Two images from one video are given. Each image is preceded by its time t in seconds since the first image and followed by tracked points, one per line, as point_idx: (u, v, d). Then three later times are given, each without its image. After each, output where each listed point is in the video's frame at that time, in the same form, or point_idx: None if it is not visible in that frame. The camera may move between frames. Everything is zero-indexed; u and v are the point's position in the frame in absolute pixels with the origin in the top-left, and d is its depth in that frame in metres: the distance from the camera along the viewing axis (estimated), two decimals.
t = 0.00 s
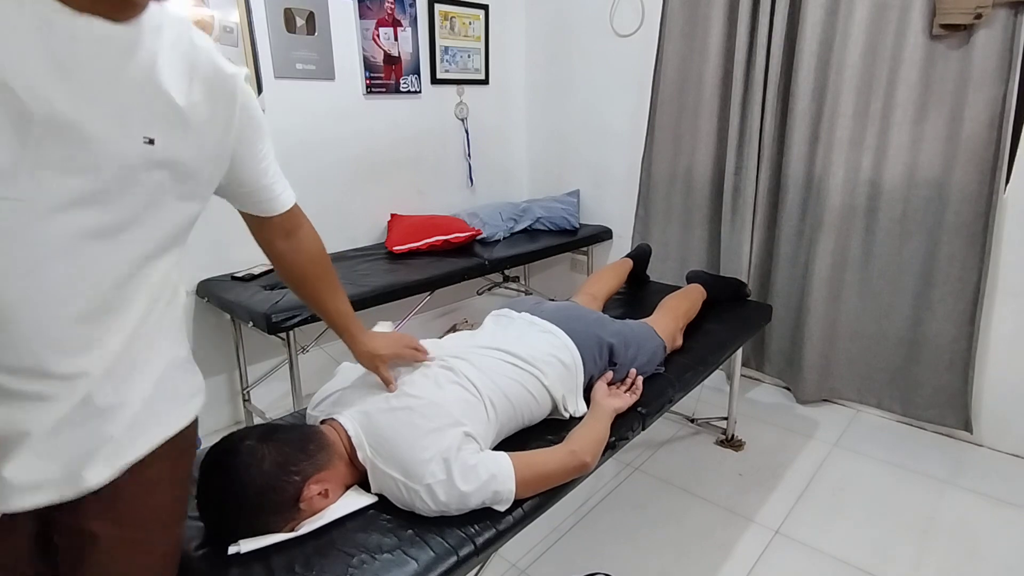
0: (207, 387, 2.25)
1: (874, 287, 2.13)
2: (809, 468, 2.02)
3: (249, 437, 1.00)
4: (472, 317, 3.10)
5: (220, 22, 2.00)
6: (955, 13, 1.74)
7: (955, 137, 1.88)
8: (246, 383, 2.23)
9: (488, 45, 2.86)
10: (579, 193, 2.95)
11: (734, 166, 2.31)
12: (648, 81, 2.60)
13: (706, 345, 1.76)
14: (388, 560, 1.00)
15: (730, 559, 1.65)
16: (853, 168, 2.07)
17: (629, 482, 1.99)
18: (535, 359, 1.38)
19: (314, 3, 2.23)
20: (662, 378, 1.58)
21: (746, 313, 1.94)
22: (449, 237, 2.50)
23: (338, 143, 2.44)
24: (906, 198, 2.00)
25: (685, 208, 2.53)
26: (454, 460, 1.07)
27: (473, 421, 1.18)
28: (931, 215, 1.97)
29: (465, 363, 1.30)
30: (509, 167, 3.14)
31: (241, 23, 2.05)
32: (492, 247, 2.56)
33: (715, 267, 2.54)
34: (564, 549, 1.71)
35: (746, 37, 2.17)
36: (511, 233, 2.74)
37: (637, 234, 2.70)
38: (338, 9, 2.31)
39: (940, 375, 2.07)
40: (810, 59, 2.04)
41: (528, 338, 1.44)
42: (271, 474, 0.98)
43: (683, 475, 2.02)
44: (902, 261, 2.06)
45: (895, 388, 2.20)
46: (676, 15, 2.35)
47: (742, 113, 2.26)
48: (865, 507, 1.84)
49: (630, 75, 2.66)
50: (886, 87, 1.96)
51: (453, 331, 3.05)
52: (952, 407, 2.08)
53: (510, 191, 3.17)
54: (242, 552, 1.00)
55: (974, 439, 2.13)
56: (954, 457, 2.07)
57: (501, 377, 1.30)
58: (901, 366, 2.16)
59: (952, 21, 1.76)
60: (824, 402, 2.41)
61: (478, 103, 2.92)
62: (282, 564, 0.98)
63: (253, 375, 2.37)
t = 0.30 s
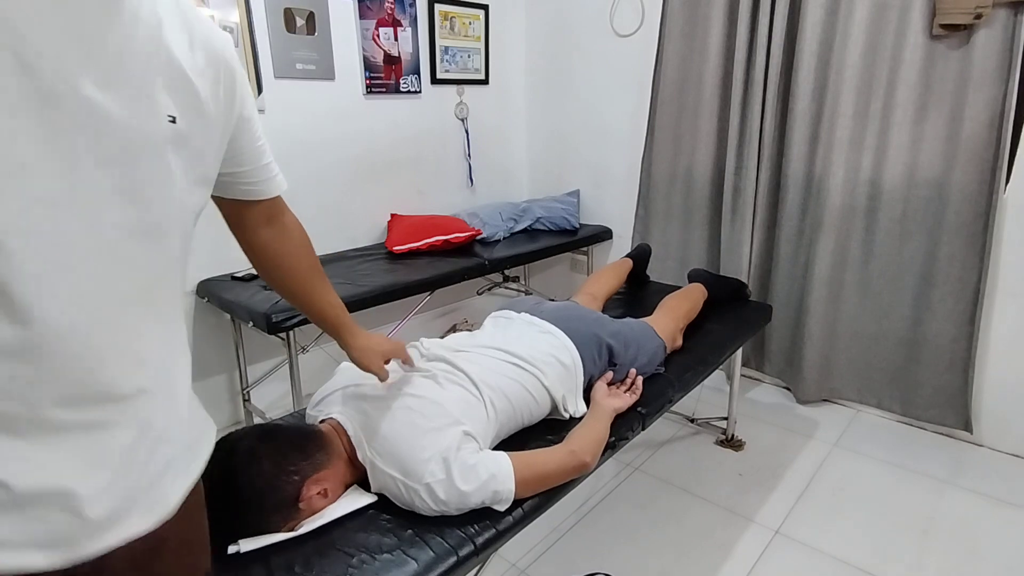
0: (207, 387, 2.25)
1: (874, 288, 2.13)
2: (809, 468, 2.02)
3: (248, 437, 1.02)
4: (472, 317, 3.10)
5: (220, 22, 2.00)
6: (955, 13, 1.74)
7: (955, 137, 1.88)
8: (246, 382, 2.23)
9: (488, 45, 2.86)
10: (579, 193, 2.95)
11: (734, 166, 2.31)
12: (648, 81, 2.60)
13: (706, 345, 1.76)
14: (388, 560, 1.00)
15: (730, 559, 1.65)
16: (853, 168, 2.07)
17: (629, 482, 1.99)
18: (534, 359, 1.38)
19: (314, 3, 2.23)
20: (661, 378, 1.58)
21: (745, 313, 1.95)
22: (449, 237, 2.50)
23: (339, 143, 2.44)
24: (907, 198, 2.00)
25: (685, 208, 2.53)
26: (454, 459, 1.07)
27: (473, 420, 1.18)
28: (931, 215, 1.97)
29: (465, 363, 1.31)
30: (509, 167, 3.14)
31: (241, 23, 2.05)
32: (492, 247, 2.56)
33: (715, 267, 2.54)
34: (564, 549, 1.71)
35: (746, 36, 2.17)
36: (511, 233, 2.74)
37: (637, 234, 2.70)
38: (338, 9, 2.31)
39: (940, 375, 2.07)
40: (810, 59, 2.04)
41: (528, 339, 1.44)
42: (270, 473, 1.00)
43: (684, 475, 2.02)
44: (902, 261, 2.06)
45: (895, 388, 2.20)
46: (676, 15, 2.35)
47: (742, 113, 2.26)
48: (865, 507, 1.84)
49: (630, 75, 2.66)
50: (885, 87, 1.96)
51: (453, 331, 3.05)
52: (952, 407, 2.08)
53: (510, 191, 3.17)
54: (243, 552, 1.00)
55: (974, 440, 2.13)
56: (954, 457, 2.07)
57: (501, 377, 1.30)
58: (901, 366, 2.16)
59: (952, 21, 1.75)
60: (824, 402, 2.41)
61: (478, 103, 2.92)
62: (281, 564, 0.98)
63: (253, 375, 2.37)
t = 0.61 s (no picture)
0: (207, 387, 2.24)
1: (875, 288, 2.13)
2: (809, 468, 2.02)
3: (247, 438, 1.03)
4: (472, 317, 3.10)
5: (220, 22, 2.00)
6: (955, 13, 1.74)
7: (955, 137, 1.88)
8: (246, 382, 2.22)
9: (488, 44, 2.86)
10: (579, 193, 2.95)
11: (734, 166, 2.31)
12: (648, 81, 2.60)
13: (706, 345, 1.76)
14: (388, 560, 0.99)
15: (729, 559, 1.65)
16: (853, 169, 2.07)
17: (629, 482, 1.99)
18: (534, 359, 1.38)
19: (314, 3, 2.23)
20: (662, 378, 1.58)
21: (745, 312, 1.95)
22: (449, 237, 2.50)
23: (339, 143, 2.44)
24: (906, 198, 2.00)
25: (685, 208, 2.53)
26: (454, 460, 1.07)
27: (473, 421, 1.18)
28: (931, 216, 1.97)
29: (466, 364, 1.31)
30: (508, 167, 3.14)
31: (240, 23, 2.05)
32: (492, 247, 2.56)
33: (715, 267, 2.54)
34: (564, 549, 1.71)
35: (746, 36, 2.17)
36: (511, 233, 2.74)
37: (637, 234, 2.70)
38: (338, 9, 2.31)
39: (940, 375, 2.07)
40: (810, 59, 2.04)
41: (528, 339, 1.44)
42: (268, 473, 1.01)
43: (684, 474, 2.02)
44: (902, 262, 2.06)
45: (895, 389, 2.20)
46: (676, 15, 2.35)
47: (742, 113, 2.26)
48: (865, 507, 1.84)
49: (630, 75, 2.66)
50: (886, 87, 1.96)
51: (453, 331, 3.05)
52: (952, 407, 2.08)
53: (509, 191, 3.17)
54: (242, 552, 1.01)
55: (974, 439, 2.13)
56: (954, 457, 2.07)
57: (501, 377, 1.30)
58: (901, 366, 2.16)
59: (953, 21, 1.75)
60: (824, 402, 2.40)
61: (478, 103, 2.92)
62: (282, 563, 0.98)
63: (253, 375, 2.36)
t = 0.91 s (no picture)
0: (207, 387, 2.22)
1: (875, 287, 2.13)
2: (809, 468, 2.02)
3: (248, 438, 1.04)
4: (472, 317, 3.09)
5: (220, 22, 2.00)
6: (955, 13, 1.74)
7: (955, 137, 1.88)
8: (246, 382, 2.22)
9: (488, 44, 2.86)
10: (579, 193, 2.95)
11: (734, 166, 2.31)
12: (648, 81, 2.60)
13: (706, 344, 1.76)
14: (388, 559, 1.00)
15: (729, 559, 1.65)
16: (853, 169, 2.07)
17: (630, 482, 1.99)
18: (534, 359, 1.38)
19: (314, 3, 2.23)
20: (662, 378, 1.58)
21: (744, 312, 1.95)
22: (449, 237, 2.50)
23: (339, 143, 2.44)
24: (907, 198, 2.00)
25: (685, 208, 2.53)
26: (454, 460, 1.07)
27: (473, 421, 1.18)
28: (931, 216, 1.97)
29: (466, 363, 1.31)
30: (508, 167, 3.14)
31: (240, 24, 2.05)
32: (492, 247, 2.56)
33: (715, 267, 2.54)
34: (564, 549, 1.71)
35: (746, 37, 2.17)
36: (511, 233, 2.74)
37: (637, 234, 2.70)
38: (338, 9, 2.31)
39: (940, 375, 2.07)
40: (810, 59, 2.04)
41: (528, 339, 1.44)
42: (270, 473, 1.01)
43: (684, 474, 2.02)
44: (902, 262, 2.05)
45: (895, 389, 2.20)
46: (676, 15, 2.35)
47: (742, 113, 2.26)
48: (865, 507, 1.84)
49: (630, 75, 2.65)
50: (886, 87, 1.96)
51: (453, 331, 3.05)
52: (952, 407, 2.08)
53: (509, 191, 3.17)
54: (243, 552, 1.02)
55: (974, 439, 2.13)
56: (954, 457, 2.07)
57: (501, 377, 1.30)
58: (902, 366, 2.16)
59: (952, 21, 1.75)
60: (824, 402, 2.40)
61: (478, 103, 2.92)
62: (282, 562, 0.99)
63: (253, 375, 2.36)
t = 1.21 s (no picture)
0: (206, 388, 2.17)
1: (875, 287, 2.13)
2: (809, 468, 2.02)
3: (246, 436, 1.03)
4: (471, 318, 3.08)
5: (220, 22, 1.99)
6: (955, 14, 1.75)
7: (955, 137, 1.88)
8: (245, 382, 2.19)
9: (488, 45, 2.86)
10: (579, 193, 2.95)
11: (734, 166, 2.31)
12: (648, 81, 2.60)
13: (706, 344, 1.76)
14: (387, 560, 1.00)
15: (730, 559, 1.65)
16: (853, 168, 2.07)
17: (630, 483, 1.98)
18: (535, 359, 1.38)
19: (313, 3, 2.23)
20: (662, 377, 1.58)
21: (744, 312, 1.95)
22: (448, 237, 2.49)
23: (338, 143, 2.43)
24: (906, 198, 2.00)
25: (685, 208, 2.53)
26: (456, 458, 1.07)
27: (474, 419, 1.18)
28: (931, 215, 1.97)
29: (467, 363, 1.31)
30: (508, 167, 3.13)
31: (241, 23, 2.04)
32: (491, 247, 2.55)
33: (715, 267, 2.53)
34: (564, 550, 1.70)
35: (746, 37, 2.17)
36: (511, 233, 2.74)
37: (636, 234, 2.69)
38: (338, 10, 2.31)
39: (940, 375, 2.07)
40: (810, 59, 2.05)
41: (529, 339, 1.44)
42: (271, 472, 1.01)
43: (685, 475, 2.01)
44: (902, 261, 2.06)
45: (895, 389, 2.20)
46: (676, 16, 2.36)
47: (743, 112, 2.26)
48: (866, 507, 1.84)
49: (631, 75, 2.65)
50: (886, 87, 1.96)
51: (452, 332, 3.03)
52: (952, 407, 2.08)
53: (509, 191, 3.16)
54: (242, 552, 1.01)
55: (974, 439, 2.13)
56: (954, 457, 2.06)
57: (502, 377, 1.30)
58: (902, 366, 2.16)
59: (953, 21, 1.76)
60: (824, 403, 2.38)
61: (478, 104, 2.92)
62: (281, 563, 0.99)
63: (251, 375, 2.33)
